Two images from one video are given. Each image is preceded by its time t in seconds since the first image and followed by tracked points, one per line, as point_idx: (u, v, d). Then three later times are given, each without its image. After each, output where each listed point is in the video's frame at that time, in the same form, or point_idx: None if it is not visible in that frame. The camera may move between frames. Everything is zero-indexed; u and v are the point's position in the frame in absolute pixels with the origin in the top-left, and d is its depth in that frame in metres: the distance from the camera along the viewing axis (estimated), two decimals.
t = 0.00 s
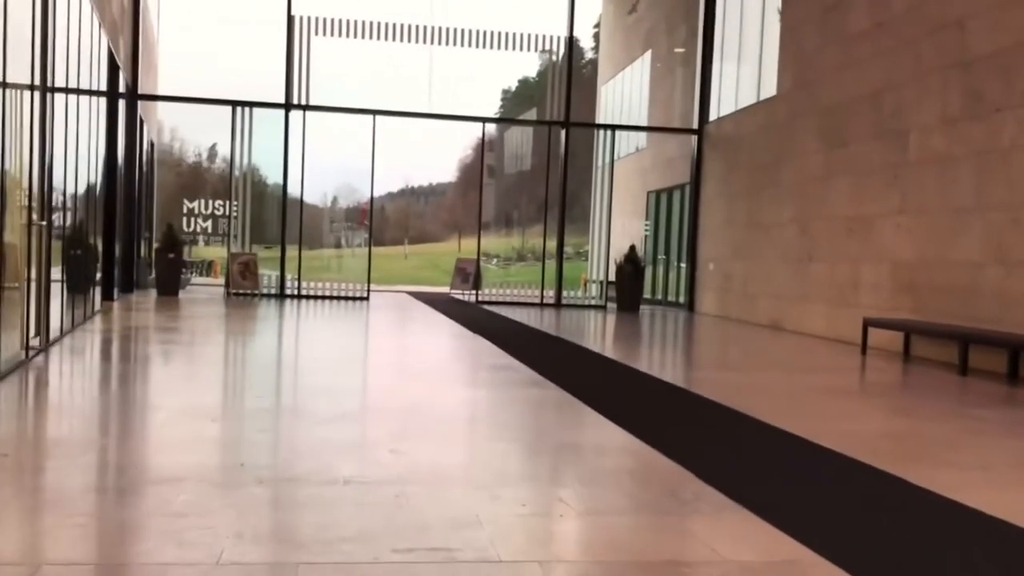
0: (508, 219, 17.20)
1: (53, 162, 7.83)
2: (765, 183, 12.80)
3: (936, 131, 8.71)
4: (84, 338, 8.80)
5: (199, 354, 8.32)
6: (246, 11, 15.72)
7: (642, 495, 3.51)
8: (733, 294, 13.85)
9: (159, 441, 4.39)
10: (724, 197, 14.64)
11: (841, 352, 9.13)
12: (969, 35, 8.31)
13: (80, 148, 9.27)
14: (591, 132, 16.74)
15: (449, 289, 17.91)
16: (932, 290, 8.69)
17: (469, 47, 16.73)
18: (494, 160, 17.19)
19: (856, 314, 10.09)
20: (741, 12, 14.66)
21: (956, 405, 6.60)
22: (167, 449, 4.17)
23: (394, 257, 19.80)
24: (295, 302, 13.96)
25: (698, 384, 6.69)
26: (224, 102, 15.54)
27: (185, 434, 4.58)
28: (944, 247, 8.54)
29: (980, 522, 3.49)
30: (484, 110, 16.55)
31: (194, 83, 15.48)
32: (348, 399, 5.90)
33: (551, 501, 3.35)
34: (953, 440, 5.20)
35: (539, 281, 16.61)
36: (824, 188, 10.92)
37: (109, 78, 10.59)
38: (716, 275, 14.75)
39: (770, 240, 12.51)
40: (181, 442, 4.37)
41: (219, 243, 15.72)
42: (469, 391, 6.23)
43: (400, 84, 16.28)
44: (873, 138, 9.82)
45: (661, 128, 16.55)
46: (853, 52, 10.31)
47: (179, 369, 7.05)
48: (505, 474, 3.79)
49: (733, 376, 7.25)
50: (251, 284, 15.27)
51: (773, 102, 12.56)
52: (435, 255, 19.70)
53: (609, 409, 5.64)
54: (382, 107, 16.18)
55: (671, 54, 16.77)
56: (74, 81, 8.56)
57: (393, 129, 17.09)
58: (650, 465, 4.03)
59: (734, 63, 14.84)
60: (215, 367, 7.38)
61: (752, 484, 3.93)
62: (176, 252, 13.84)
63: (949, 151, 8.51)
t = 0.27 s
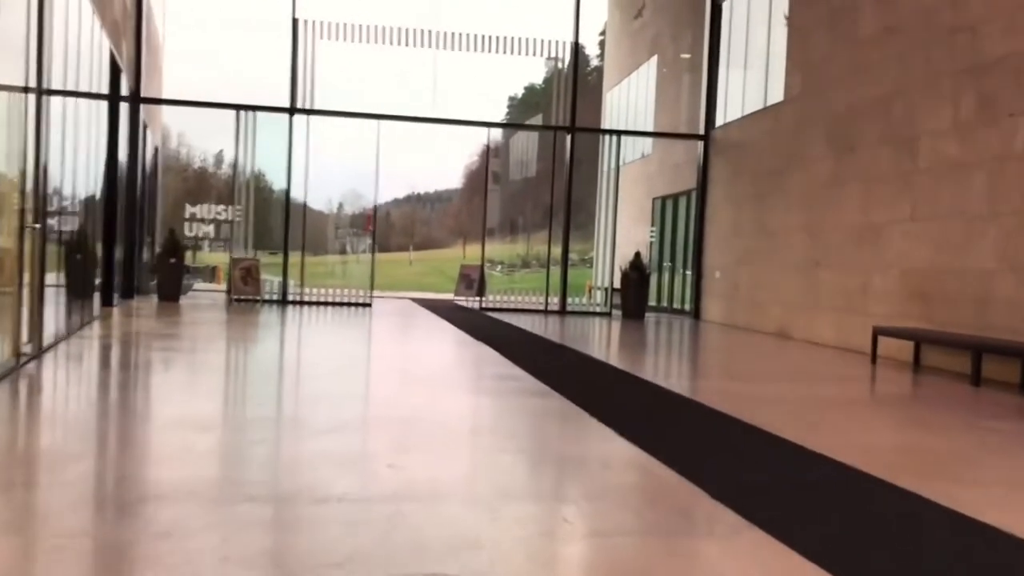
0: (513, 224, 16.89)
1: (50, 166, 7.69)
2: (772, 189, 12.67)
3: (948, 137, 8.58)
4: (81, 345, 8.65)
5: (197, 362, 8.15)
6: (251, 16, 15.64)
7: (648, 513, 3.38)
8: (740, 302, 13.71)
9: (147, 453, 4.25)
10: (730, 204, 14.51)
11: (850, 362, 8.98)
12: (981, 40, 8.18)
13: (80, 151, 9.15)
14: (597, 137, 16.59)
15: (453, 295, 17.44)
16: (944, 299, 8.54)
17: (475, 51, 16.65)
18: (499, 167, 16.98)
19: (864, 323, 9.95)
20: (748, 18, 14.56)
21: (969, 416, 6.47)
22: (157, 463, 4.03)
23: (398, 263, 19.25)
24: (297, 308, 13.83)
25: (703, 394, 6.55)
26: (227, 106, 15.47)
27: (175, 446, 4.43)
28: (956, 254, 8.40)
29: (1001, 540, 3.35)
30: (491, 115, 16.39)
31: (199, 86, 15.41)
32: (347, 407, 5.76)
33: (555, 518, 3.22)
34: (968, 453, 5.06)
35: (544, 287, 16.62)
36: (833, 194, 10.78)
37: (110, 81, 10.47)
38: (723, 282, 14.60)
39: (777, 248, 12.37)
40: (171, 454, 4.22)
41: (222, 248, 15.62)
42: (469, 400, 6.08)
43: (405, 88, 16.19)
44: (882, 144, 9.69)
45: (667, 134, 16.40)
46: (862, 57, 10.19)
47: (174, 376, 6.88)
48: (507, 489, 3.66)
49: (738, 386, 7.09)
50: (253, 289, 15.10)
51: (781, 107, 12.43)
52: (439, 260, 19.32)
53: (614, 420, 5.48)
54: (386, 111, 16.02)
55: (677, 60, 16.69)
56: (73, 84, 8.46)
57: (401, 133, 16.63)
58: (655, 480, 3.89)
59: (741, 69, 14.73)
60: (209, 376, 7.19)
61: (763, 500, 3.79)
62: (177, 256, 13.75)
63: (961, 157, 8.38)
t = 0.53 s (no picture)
0: (520, 231, 16.74)
1: (48, 171, 7.54)
2: (781, 195, 12.52)
3: (960, 143, 8.43)
4: (80, 352, 8.46)
5: (195, 372, 7.91)
6: (255, 21, 15.57)
7: (656, 533, 3.24)
8: (748, 310, 13.57)
9: (138, 468, 4.10)
10: (738, 211, 14.37)
11: (862, 372, 8.82)
12: (994, 44, 8.04)
13: (80, 156, 9.02)
14: (603, 143, 16.54)
15: (457, 302, 17.28)
16: (957, 307, 8.39)
17: (480, 56, 16.54)
18: (505, 174, 16.71)
19: (876, 331, 9.79)
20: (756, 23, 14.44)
21: (985, 428, 6.31)
22: (148, 479, 3.89)
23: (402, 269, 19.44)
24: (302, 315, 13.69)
25: (711, 404, 6.40)
26: (230, 110, 15.41)
27: (168, 461, 4.28)
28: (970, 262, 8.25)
29: None
30: (498, 121, 16.39)
31: (205, 90, 15.39)
32: (349, 419, 5.62)
33: (559, 540, 3.09)
34: (986, 468, 4.92)
35: (550, 294, 16.41)
36: (843, 201, 10.63)
37: (112, 86, 10.34)
38: (731, 289, 14.44)
39: (786, 255, 12.23)
40: (164, 470, 4.08)
41: (225, 254, 15.40)
42: (472, 411, 5.94)
43: (409, 93, 16.06)
44: (893, 149, 9.54)
45: (674, 140, 16.37)
46: (872, 62, 10.05)
47: (171, 386, 6.73)
48: (509, 507, 3.53)
49: (748, 396, 6.94)
50: (256, 296, 14.91)
51: (790, 113, 12.28)
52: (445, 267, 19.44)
53: (620, 433, 5.33)
54: (392, 116, 15.92)
55: (684, 65, 16.44)
56: (73, 88, 8.36)
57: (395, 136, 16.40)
58: (663, 498, 3.75)
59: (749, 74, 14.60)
60: (209, 386, 6.98)
61: (775, 519, 3.65)
62: (181, 263, 13.65)
63: (974, 162, 8.23)
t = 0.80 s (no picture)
0: (528, 238, 16.66)
1: (48, 176, 7.42)
2: (792, 201, 12.38)
3: (976, 148, 8.27)
4: (81, 359, 8.32)
5: (197, 381, 7.75)
6: (263, 27, 15.51)
7: (665, 554, 3.11)
8: (759, 317, 13.42)
9: (131, 481, 3.97)
10: (749, 217, 14.23)
11: (876, 381, 8.66)
12: (1011, 47, 7.89)
13: (83, 161, 8.91)
14: (612, 149, 16.41)
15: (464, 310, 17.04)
16: (974, 315, 8.23)
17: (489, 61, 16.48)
18: (513, 181, 16.81)
19: (890, 339, 9.63)
20: (767, 29, 14.31)
21: (1005, 440, 6.15)
22: (141, 492, 3.76)
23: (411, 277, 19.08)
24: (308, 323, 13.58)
25: (722, 414, 6.26)
26: (238, 117, 15.36)
27: (163, 473, 4.16)
28: (987, 269, 8.09)
29: None
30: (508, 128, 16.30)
31: (212, 96, 15.29)
32: (349, 429, 5.51)
33: (564, 563, 2.95)
34: (1007, 482, 4.76)
35: (559, 302, 16.30)
36: (855, 207, 10.49)
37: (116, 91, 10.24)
38: (742, 297, 14.30)
39: (797, 261, 12.07)
40: (158, 483, 3.96)
41: (234, 262, 15.34)
42: (476, 422, 5.80)
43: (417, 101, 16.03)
44: (908, 155, 9.39)
45: (685, 146, 16.25)
46: (887, 66, 9.89)
47: (171, 397, 6.57)
48: (513, 525, 3.39)
49: (759, 405, 6.80)
50: (264, 302, 14.79)
51: (801, 118, 12.14)
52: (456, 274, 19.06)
53: (628, 444, 5.19)
54: (400, 123, 15.87)
55: (695, 72, 16.24)
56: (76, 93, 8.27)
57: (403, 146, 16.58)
58: (673, 515, 3.61)
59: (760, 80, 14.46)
60: (210, 394, 6.86)
61: (790, 537, 3.51)
62: (186, 270, 13.55)
63: (991, 168, 8.07)
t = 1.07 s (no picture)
0: (538, 245, 16.49)
1: (50, 184, 7.30)
2: (805, 208, 12.21)
3: (995, 154, 8.10)
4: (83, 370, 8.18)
5: (200, 392, 7.58)
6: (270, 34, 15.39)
7: None
8: (772, 326, 13.25)
9: (124, 499, 3.83)
10: (761, 224, 14.07)
11: (893, 392, 8.48)
12: None
13: (86, 169, 8.80)
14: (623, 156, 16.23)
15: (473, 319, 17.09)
16: (994, 325, 8.05)
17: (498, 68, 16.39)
18: (523, 190, 16.81)
19: (906, 349, 9.45)
20: (779, 35, 14.17)
21: None
22: (133, 511, 3.62)
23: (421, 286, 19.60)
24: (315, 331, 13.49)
25: (735, 427, 6.10)
26: (246, 124, 15.27)
27: (157, 490, 4.02)
28: (1007, 278, 7.91)
29: None
30: (519, 135, 16.19)
31: (221, 104, 15.24)
32: (353, 443, 5.38)
33: None
34: None
35: (569, 310, 16.12)
36: (870, 214, 10.32)
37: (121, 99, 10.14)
38: (755, 305, 14.12)
39: (811, 269, 11.89)
40: (151, 501, 3.82)
41: (241, 271, 15.25)
42: (482, 436, 5.65)
43: (426, 107, 15.83)
44: (924, 162, 9.22)
45: (698, 152, 16.01)
46: (902, 71, 9.72)
47: (171, 409, 6.40)
48: (521, 547, 3.24)
49: (774, 418, 6.62)
50: (272, 311, 14.59)
51: (815, 124, 11.98)
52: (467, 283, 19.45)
53: (639, 459, 5.03)
54: (409, 131, 15.81)
55: (705, 78, 16.25)
56: (80, 101, 8.17)
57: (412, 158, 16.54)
58: (688, 538, 3.45)
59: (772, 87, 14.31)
60: (213, 405, 6.79)
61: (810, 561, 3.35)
62: (194, 278, 13.54)
63: (1010, 174, 7.89)
